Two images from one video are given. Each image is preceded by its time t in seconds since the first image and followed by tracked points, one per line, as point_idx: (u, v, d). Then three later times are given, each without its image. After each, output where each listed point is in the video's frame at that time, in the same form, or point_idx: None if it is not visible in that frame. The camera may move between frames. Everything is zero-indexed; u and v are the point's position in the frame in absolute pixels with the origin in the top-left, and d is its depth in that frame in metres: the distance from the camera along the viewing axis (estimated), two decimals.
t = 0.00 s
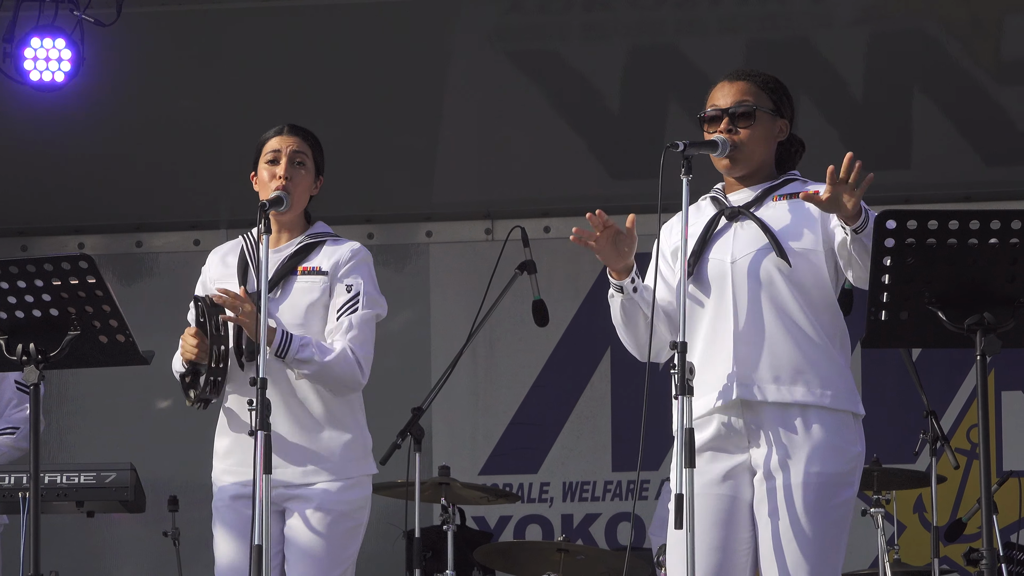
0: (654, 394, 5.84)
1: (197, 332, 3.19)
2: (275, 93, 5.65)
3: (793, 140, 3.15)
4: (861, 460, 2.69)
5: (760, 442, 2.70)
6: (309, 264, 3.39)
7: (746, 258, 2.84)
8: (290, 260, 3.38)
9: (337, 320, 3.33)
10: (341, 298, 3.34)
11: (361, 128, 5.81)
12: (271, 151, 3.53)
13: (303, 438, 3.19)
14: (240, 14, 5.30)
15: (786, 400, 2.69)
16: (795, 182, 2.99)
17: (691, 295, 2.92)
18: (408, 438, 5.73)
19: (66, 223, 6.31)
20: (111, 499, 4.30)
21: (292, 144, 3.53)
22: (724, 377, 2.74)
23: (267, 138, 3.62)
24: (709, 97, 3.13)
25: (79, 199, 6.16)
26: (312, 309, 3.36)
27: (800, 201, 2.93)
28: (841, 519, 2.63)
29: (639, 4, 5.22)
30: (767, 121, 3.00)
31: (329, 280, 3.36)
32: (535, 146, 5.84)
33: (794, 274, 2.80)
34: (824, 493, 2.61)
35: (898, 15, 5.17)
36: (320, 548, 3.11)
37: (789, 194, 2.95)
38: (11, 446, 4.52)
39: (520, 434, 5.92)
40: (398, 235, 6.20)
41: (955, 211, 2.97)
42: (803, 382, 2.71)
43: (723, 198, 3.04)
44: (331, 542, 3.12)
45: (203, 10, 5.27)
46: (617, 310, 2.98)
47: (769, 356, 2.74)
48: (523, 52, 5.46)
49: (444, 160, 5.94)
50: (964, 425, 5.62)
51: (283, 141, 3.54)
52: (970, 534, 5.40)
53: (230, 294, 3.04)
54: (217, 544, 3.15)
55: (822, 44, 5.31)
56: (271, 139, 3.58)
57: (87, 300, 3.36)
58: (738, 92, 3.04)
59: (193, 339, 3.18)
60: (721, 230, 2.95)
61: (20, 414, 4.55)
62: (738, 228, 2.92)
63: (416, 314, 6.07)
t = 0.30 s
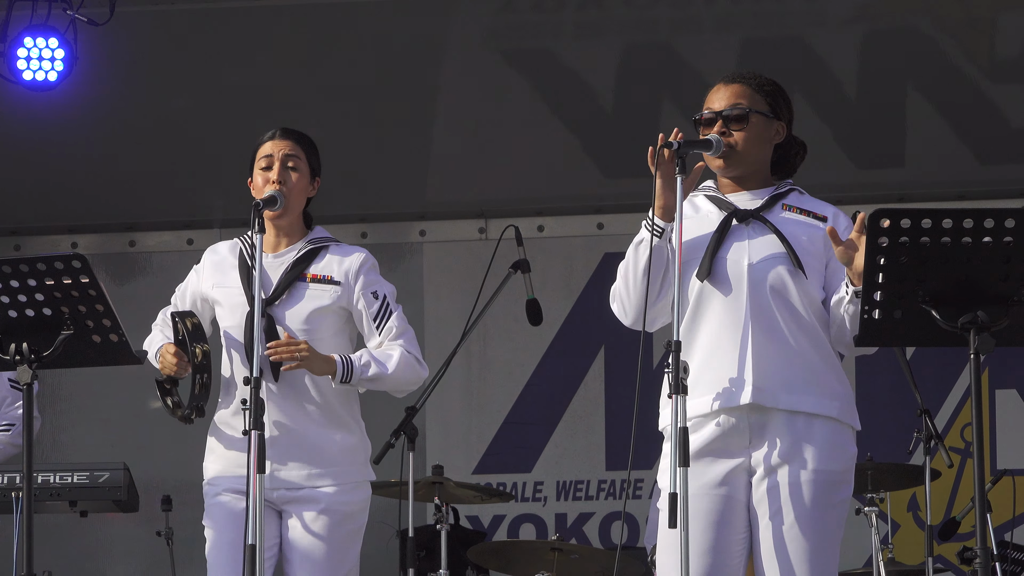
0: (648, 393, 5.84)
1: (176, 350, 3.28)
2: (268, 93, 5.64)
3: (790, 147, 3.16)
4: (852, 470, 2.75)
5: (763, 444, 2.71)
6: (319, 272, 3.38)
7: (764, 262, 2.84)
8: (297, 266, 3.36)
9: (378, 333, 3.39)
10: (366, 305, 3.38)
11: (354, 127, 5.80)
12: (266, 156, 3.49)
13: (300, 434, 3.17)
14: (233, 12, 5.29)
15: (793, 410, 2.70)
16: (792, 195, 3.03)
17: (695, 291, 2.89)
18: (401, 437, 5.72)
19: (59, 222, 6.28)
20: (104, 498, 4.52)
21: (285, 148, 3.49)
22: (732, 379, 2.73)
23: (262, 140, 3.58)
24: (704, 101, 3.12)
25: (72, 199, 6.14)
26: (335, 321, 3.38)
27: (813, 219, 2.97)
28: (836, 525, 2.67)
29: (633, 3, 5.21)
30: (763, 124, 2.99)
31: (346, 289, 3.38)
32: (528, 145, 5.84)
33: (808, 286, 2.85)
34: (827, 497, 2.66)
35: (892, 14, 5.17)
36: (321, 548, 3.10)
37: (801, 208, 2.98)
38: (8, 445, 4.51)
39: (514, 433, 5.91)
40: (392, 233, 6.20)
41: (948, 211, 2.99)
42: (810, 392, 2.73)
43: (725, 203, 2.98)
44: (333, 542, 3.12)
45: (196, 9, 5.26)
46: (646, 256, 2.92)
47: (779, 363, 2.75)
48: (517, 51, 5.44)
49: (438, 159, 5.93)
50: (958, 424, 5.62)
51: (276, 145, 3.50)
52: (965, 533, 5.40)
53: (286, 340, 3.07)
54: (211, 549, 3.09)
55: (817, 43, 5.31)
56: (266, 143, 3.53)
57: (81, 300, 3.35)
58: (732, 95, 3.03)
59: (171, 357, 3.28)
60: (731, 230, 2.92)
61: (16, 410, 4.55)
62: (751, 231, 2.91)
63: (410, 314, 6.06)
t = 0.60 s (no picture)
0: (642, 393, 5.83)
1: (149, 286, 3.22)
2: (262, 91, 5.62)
3: (787, 141, 3.14)
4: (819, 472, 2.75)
5: (738, 442, 2.70)
6: (309, 269, 3.38)
7: (764, 265, 2.83)
8: (288, 262, 3.36)
9: (331, 332, 3.32)
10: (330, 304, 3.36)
11: (348, 126, 5.78)
12: (259, 154, 3.47)
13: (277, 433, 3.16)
14: (226, 11, 5.27)
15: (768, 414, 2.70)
16: (789, 197, 3.03)
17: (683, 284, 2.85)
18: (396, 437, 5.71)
19: (52, 222, 6.25)
20: (99, 498, 4.53)
21: (277, 147, 3.47)
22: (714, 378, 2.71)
23: (252, 134, 3.55)
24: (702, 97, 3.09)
25: (65, 198, 6.11)
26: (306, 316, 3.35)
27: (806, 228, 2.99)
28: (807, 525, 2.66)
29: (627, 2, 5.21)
30: (757, 121, 2.97)
31: (329, 291, 3.37)
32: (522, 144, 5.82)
33: (796, 296, 2.87)
34: (804, 499, 2.65)
35: (886, 12, 5.17)
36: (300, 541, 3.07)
37: (798, 215, 2.98)
38: None
39: (508, 433, 5.90)
40: (387, 233, 6.16)
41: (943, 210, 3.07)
42: (783, 396, 2.74)
43: (731, 197, 2.94)
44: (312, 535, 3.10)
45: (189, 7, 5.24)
46: (649, 225, 2.85)
47: (758, 365, 2.75)
48: (511, 49, 5.44)
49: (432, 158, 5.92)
50: (952, 423, 5.63)
51: (267, 144, 3.47)
52: (959, 532, 5.40)
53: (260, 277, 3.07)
54: (195, 546, 3.08)
55: (810, 41, 5.31)
56: (257, 139, 3.50)
57: (74, 299, 3.34)
58: (730, 92, 3.01)
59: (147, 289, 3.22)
60: (732, 225, 2.89)
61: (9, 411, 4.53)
62: (752, 230, 2.89)
63: (404, 313, 6.04)
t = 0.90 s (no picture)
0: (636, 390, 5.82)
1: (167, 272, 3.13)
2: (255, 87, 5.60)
3: (786, 143, 3.11)
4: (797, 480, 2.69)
5: (716, 445, 2.63)
6: (289, 270, 3.36)
7: (747, 273, 2.77)
8: (271, 265, 3.35)
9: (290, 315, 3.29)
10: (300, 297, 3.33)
11: (342, 123, 5.77)
12: (255, 153, 3.45)
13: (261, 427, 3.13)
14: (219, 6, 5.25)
15: (747, 420, 2.64)
16: (782, 205, 2.96)
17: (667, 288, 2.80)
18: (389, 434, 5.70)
19: (46, 218, 6.23)
20: (92, 495, 4.51)
21: (274, 148, 3.45)
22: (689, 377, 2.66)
23: (249, 134, 3.54)
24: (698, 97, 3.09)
25: (59, 194, 6.09)
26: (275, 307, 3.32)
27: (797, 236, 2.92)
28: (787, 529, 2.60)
29: None
30: (753, 120, 2.96)
31: (303, 286, 3.35)
32: (516, 140, 5.81)
33: (777, 306, 2.80)
34: (781, 504, 2.58)
35: (881, 10, 5.16)
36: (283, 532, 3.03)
37: (790, 222, 2.92)
38: None
39: (501, 430, 5.89)
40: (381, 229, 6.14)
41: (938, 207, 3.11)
42: (763, 404, 2.68)
43: (723, 200, 2.90)
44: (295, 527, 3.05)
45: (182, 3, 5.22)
46: (637, 226, 2.84)
47: (738, 370, 2.69)
48: (505, 46, 5.42)
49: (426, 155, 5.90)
50: (946, 421, 5.63)
51: (265, 144, 3.46)
52: (953, 530, 5.41)
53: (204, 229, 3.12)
54: (181, 541, 3.06)
55: (805, 39, 5.30)
56: (254, 138, 3.49)
57: (68, 296, 3.32)
58: (727, 91, 3.00)
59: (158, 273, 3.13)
60: (718, 230, 2.83)
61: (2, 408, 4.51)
62: (738, 237, 2.83)
63: (398, 310, 6.03)
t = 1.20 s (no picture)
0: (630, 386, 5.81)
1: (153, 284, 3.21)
2: (248, 83, 5.59)
3: (780, 137, 3.09)
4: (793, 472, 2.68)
5: (707, 439, 2.63)
6: (282, 260, 3.33)
7: (735, 265, 2.77)
8: (264, 257, 3.31)
9: (298, 316, 3.23)
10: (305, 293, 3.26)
11: (335, 118, 5.75)
12: (253, 150, 3.44)
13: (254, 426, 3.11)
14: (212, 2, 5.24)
15: (738, 412, 2.63)
16: (777, 197, 2.94)
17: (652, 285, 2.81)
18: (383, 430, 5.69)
19: (40, 214, 6.20)
20: (85, 492, 4.49)
21: (271, 145, 3.44)
22: (676, 371, 2.65)
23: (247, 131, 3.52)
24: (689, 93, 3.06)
25: (52, 190, 6.06)
26: (277, 304, 3.29)
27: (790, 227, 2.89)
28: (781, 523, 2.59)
29: None
30: (744, 116, 2.93)
31: (301, 276, 3.30)
32: (510, 136, 5.80)
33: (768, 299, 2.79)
34: (774, 496, 2.57)
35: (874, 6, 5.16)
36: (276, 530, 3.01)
37: (785, 215, 2.89)
38: None
39: (495, 426, 5.89)
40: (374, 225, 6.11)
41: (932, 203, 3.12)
42: (755, 395, 2.67)
43: (714, 193, 2.89)
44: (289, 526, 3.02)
45: None
46: (630, 221, 2.83)
47: (727, 363, 2.68)
48: (499, 42, 5.42)
49: (419, 151, 5.89)
50: (940, 417, 5.63)
51: (261, 141, 3.44)
52: (947, 526, 5.42)
53: (193, 268, 2.98)
54: (181, 539, 3.05)
55: (798, 35, 5.30)
56: (252, 135, 3.47)
57: (61, 292, 3.32)
58: (717, 87, 2.96)
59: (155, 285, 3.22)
60: (708, 223, 2.82)
61: None
62: (728, 230, 2.81)
63: (391, 306, 6.02)
